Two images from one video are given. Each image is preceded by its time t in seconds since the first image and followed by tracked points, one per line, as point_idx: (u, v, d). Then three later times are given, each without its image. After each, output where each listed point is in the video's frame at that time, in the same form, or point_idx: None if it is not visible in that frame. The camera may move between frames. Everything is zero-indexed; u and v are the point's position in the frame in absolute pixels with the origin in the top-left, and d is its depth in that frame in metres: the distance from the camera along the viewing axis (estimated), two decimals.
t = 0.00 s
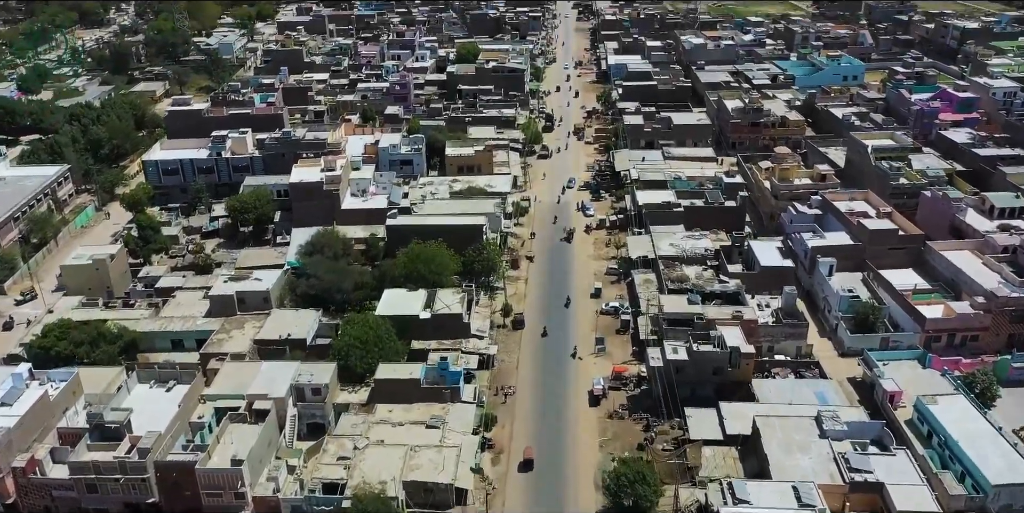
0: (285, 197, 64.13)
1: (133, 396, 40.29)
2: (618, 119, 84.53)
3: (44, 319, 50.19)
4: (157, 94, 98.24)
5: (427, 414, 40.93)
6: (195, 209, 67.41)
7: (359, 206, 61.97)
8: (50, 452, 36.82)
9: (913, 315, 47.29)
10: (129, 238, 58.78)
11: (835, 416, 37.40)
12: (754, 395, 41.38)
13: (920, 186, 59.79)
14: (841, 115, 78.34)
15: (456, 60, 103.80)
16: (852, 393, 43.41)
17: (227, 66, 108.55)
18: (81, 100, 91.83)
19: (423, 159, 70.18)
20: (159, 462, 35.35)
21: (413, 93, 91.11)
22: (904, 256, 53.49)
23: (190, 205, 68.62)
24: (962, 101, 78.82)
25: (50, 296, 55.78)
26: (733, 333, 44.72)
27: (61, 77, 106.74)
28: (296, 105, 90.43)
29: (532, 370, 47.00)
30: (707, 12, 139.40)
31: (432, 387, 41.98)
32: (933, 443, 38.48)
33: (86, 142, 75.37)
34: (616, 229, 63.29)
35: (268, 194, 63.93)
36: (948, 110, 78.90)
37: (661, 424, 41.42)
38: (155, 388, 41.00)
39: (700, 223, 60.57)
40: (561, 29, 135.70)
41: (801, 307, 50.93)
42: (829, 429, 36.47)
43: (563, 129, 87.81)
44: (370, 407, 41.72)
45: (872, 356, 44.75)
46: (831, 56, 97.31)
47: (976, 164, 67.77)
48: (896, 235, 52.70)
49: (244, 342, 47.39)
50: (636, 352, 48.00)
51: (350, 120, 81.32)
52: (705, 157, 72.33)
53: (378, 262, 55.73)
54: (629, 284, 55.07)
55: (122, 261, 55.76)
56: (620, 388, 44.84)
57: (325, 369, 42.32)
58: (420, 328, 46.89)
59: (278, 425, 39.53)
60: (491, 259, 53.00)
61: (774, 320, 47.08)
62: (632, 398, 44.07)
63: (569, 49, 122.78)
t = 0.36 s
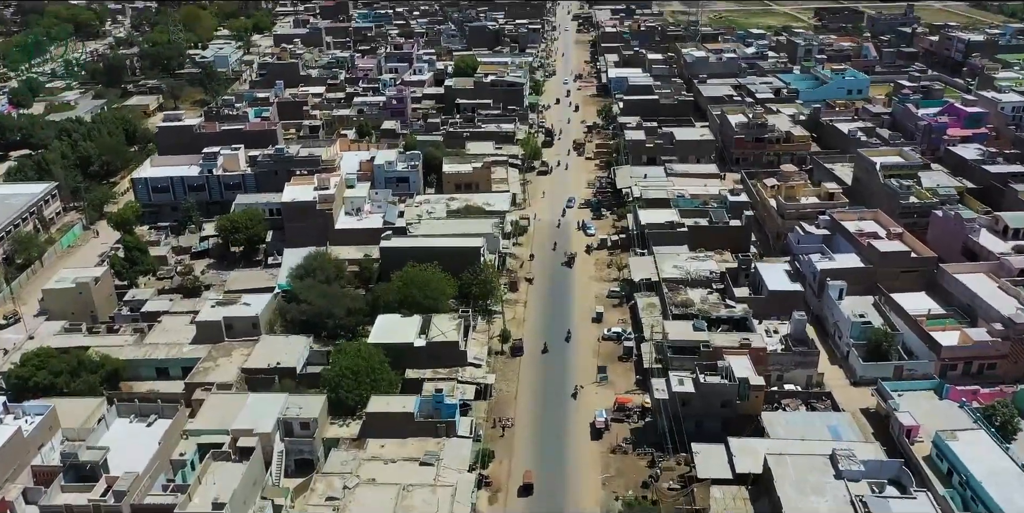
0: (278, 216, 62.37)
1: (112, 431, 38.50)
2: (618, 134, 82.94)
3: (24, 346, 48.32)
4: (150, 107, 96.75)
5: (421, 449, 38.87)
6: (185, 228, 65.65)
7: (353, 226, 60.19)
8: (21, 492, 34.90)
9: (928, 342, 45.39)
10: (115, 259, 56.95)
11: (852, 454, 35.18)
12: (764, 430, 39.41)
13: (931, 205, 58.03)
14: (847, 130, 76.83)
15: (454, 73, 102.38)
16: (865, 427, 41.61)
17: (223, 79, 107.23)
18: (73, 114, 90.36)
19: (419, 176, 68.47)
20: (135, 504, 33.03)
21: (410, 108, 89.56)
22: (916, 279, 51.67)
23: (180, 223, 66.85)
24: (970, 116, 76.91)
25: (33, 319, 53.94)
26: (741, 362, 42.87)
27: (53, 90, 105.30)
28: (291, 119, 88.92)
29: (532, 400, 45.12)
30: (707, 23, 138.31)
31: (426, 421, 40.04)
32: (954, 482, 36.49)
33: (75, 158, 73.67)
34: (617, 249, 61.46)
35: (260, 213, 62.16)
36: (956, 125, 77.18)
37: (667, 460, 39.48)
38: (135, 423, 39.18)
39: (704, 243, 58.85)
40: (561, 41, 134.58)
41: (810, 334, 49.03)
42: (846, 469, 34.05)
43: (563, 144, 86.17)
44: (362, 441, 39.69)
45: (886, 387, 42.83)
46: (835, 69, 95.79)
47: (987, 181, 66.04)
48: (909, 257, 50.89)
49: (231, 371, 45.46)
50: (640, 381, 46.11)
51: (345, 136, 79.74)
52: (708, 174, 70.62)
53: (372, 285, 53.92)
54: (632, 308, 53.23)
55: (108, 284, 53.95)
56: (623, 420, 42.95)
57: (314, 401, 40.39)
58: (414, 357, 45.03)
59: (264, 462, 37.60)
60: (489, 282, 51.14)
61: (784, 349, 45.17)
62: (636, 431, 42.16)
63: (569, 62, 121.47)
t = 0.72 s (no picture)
0: (270, 234, 60.65)
1: (88, 468, 36.62)
2: (619, 148, 81.37)
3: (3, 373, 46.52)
4: (143, 121, 95.25)
5: (414, 485, 36.83)
6: (175, 247, 63.98)
7: (348, 245, 58.47)
8: None
9: (944, 370, 43.50)
10: (101, 280, 55.19)
11: (869, 494, 33.29)
12: (775, 465, 37.43)
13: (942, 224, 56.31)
14: (854, 145, 75.11)
15: (453, 86, 100.90)
16: (881, 462, 39.72)
17: (218, 91, 105.77)
18: (64, 129, 88.82)
19: (416, 193, 66.84)
20: None
21: (408, 121, 87.98)
22: (929, 301, 49.85)
23: (170, 242, 65.19)
24: (979, 131, 75.07)
25: (14, 343, 52.11)
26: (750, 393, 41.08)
27: (46, 103, 103.88)
28: (286, 134, 87.39)
29: (532, 430, 43.30)
30: (709, 35, 137.09)
31: (420, 455, 38.05)
32: None
33: (64, 175, 72.08)
34: (619, 269, 59.67)
35: (252, 232, 60.48)
36: (964, 140, 75.45)
37: (673, 497, 37.58)
38: (114, 458, 37.32)
39: (709, 264, 57.21)
40: (561, 53, 133.27)
41: (820, 360, 47.18)
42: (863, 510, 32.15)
43: (563, 158, 84.57)
44: (352, 477, 37.74)
45: (902, 418, 40.96)
46: (840, 82, 94.29)
47: (999, 198, 64.30)
48: (922, 279, 49.09)
49: (218, 399, 43.61)
50: (644, 410, 44.21)
51: (341, 152, 78.13)
52: (712, 190, 68.95)
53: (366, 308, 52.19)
54: (635, 332, 51.44)
55: (92, 306, 52.17)
56: (627, 453, 41.06)
57: (303, 434, 38.49)
58: (409, 385, 43.17)
59: (248, 501, 35.65)
60: (487, 305, 49.37)
61: (794, 377, 43.30)
62: (640, 464, 40.27)
63: (569, 74, 120.07)
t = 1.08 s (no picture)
0: (262, 255, 58.84)
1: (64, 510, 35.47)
2: (620, 164, 79.75)
3: None
4: (136, 135, 93.59)
5: None
6: (164, 268, 62.18)
7: (341, 266, 56.69)
8: None
9: (962, 400, 41.57)
10: (85, 303, 53.35)
11: None
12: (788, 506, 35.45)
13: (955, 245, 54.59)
14: (860, 162, 73.38)
15: (451, 99, 99.32)
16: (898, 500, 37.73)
17: (212, 105, 104.15)
18: (54, 144, 87.16)
19: (412, 211, 65.11)
20: None
21: (404, 136, 86.31)
22: (944, 327, 48.02)
23: (159, 262, 63.42)
24: (988, 146, 73.24)
25: None
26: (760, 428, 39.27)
27: (38, 116, 102.24)
28: (280, 149, 85.72)
29: (530, 464, 41.31)
30: (710, 48, 135.83)
31: (413, 494, 36.03)
32: None
33: (52, 192, 70.34)
34: (621, 291, 57.84)
35: (242, 252, 58.69)
36: (973, 156, 73.37)
37: None
38: (91, 499, 36.25)
39: (714, 286, 55.44)
40: (561, 66, 131.86)
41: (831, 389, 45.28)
42: None
43: (563, 174, 82.90)
44: None
45: (919, 453, 39.03)
46: (844, 96, 92.80)
47: (1011, 216, 62.55)
48: (936, 304, 47.27)
49: (202, 431, 41.65)
50: (648, 443, 42.25)
51: (336, 168, 76.37)
52: (715, 208, 67.26)
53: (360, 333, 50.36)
54: (638, 358, 49.56)
55: (75, 331, 50.27)
56: (630, 489, 39.07)
57: (290, 471, 36.55)
58: (402, 417, 41.26)
59: None
60: (484, 331, 47.54)
61: (805, 409, 41.37)
62: (644, 502, 38.27)
63: (569, 87, 118.59)
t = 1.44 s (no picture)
0: (248, 276, 57.00)
1: None
2: (618, 180, 78.18)
3: None
4: (123, 151, 91.78)
5: None
6: (147, 289, 60.22)
7: (330, 288, 54.85)
8: None
9: (976, 431, 39.79)
10: (63, 328, 51.39)
11: None
12: None
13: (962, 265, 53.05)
14: (861, 178, 71.92)
15: (445, 113, 97.80)
16: None
17: (202, 119, 102.45)
18: (39, 160, 85.32)
19: (404, 230, 63.34)
20: None
21: (397, 151, 84.66)
22: (954, 352, 46.33)
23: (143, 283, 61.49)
24: (993, 161, 71.79)
25: None
26: (765, 463, 37.56)
27: (24, 131, 100.34)
28: (271, 165, 83.97)
29: (526, 498, 39.36)
30: (707, 60, 134.85)
31: None
32: None
33: (34, 211, 68.44)
34: (620, 313, 56.12)
35: (227, 273, 56.85)
36: (976, 172, 72.16)
37: None
38: None
39: (715, 308, 53.78)
40: (556, 79, 130.66)
41: (839, 418, 43.51)
42: None
43: (559, 190, 81.27)
44: None
45: (933, 488, 37.22)
46: (844, 110, 91.51)
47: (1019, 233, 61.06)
48: (946, 328, 45.61)
49: (181, 465, 39.62)
50: (649, 477, 40.38)
51: (327, 186, 74.64)
52: (715, 225, 65.67)
53: (349, 359, 48.48)
54: (638, 385, 47.76)
55: (52, 358, 48.32)
56: None
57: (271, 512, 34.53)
58: (391, 451, 39.34)
59: None
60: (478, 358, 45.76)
61: (812, 441, 39.56)
62: None
63: (564, 100, 117.24)
